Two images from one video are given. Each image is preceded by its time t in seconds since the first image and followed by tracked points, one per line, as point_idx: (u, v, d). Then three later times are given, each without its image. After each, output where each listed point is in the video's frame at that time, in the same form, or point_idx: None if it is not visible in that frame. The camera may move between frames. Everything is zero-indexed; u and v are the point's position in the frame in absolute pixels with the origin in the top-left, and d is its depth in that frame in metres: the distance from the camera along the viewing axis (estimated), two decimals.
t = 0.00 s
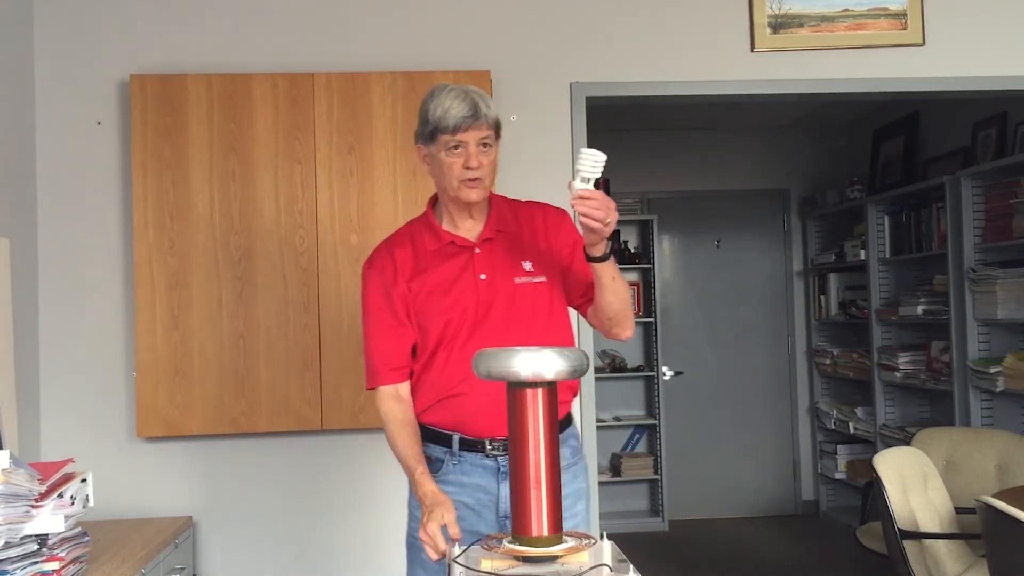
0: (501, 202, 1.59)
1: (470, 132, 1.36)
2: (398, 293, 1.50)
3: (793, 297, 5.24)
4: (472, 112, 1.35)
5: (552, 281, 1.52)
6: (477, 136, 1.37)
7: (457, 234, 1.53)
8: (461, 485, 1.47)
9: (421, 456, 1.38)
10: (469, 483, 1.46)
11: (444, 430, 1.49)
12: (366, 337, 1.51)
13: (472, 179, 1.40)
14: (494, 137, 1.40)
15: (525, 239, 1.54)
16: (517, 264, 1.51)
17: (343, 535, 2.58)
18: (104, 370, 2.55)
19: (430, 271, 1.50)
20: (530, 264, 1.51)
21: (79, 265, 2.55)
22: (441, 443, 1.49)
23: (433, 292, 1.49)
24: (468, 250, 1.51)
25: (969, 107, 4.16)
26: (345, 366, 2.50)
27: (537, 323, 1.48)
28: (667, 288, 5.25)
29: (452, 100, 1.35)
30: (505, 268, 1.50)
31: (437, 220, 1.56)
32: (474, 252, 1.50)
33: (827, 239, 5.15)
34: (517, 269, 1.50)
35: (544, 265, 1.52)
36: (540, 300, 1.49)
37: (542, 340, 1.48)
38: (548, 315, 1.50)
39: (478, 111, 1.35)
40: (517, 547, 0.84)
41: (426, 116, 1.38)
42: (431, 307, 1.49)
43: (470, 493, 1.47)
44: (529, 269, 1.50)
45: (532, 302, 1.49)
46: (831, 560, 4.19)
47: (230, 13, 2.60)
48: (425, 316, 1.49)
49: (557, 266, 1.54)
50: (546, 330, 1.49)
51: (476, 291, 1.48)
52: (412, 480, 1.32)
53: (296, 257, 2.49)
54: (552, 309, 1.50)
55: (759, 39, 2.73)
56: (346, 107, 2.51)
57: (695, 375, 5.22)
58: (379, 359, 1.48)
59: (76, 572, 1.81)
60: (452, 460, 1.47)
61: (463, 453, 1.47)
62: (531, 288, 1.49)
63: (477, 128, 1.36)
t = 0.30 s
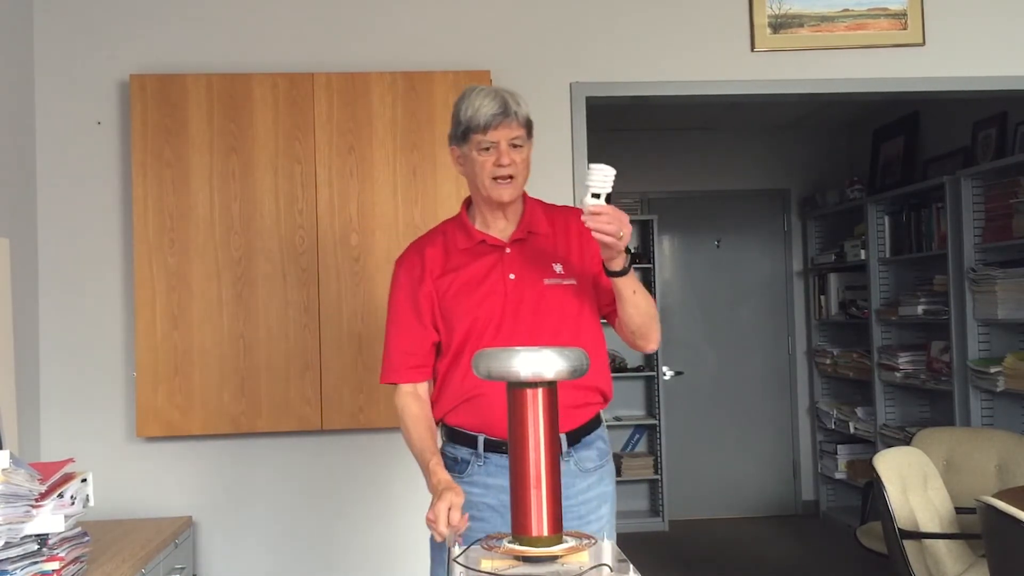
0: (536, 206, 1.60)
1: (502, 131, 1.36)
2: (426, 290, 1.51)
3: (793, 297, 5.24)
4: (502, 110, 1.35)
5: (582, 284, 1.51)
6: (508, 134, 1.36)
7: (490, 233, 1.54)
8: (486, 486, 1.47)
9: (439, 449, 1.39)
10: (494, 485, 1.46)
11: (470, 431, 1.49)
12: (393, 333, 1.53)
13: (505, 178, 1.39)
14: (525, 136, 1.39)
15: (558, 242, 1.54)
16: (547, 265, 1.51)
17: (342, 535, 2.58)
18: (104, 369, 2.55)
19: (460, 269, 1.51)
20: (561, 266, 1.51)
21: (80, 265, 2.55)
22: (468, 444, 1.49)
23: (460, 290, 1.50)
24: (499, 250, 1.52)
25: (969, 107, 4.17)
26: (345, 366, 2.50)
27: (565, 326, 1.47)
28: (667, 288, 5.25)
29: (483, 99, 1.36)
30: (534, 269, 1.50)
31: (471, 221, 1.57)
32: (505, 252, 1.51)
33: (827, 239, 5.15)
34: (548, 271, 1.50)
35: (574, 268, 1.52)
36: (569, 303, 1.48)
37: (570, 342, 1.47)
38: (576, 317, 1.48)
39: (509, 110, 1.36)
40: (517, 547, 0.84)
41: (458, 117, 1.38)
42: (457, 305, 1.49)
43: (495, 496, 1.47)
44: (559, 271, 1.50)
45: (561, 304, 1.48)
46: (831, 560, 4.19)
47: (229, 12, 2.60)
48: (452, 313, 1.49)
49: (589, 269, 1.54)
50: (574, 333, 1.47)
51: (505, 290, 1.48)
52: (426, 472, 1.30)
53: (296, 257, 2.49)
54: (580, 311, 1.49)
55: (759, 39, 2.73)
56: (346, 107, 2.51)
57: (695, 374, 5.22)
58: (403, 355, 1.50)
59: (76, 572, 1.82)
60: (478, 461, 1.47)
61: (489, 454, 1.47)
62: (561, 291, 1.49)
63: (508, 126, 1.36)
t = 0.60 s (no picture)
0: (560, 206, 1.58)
1: (524, 131, 1.36)
2: (441, 287, 1.54)
3: (793, 297, 5.25)
4: (526, 110, 1.35)
5: (602, 287, 1.49)
6: (530, 134, 1.36)
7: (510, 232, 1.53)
8: (499, 488, 1.46)
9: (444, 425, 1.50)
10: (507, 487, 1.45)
11: (483, 431, 1.48)
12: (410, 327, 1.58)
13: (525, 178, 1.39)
14: (549, 137, 1.39)
15: (578, 243, 1.52)
16: (565, 266, 1.49)
17: (343, 535, 2.58)
18: (104, 369, 2.55)
19: (478, 267, 1.52)
20: (579, 268, 1.49)
21: (81, 265, 2.55)
22: (481, 445, 1.48)
23: (474, 288, 1.50)
24: (517, 249, 1.51)
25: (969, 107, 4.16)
26: (345, 366, 2.50)
27: (579, 329, 1.45)
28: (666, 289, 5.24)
29: (509, 98, 1.36)
30: (552, 270, 1.48)
31: (494, 218, 1.57)
32: (523, 251, 1.49)
33: (827, 238, 5.15)
34: (565, 272, 1.48)
35: (594, 270, 1.49)
36: (585, 306, 1.46)
37: (584, 345, 1.45)
38: (592, 320, 1.46)
39: (534, 110, 1.35)
40: (517, 547, 0.84)
41: (484, 114, 1.39)
42: (471, 303, 1.49)
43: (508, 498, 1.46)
44: (577, 273, 1.48)
45: (575, 306, 1.46)
46: (832, 560, 4.19)
47: (229, 12, 2.59)
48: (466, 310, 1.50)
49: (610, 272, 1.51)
50: (590, 336, 1.46)
51: (519, 289, 1.47)
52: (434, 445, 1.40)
53: (296, 257, 2.49)
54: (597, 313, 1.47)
55: (759, 39, 2.73)
56: (346, 106, 2.51)
57: (695, 374, 5.22)
58: (416, 349, 1.56)
59: (76, 572, 1.81)
60: (491, 462, 1.47)
61: (501, 455, 1.46)
62: (576, 292, 1.47)
63: (531, 126, 1.36)
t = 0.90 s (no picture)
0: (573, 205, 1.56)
1: (527, 134, 1.36)
2: (450, 282, 1.55)
3: (793, 297, 5.25)
4: (530, 113, 1.35)
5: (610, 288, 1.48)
6: (534, 138, 1.36)
7: (521, 230, 1.53)
8: (499, 487, 1.47)
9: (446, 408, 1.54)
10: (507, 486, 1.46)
11: (486, 431, 1.48)
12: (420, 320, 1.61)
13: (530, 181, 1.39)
14: (556, 139, 1.38)
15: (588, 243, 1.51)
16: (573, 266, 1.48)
17: (345, 535, 2.58)
18: (104, 369, 2.55)
19: (488, 263, 1.52)
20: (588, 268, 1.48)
21: (81, 265, 2.55)
22: (483, 443, 1.48)
23: (482, 284, 1.51)
24: (526, 246, 1.50)
25: (969, 107, 4.16)
26: (344, 365, 2.50)
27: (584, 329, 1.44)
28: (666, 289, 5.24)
29: (515, 100, 1.36)
30: (561, 268, 1.47)
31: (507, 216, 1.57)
32: (532, 249, 1.49)
33: (827, 239, 5.15)
34: (573, 271, 1.47)
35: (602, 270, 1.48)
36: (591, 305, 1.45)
37: (587, 345, 1.44)
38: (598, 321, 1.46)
39: (537, 113, 1.35)
40: (517, 547, 0.84)
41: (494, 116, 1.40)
42: (477, 299, 1.50)
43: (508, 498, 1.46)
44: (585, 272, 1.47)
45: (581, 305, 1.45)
46: (832, 560, 4.18)
47: (229, 12, 2.59)
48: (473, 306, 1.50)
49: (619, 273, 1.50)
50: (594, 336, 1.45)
51: (527, 288, 1.47)
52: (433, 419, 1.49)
53: (295, 257, 2.49)
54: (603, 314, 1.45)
55: (759, 38, 2.73)
56: (346, 106, 2.51)
57: (695, 374, 5.22)
58: (424, 342, 1.59)
59: (76, 572, 1.82)
60: (492, 461, 1.47)
61: (503, 454, 1.46)
62: (583, 291, 1.46)
63: (535, 129, 1.36)
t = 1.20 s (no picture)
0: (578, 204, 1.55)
1: (531, 139, 1.35)
2: (454, 279, 1.55)
3: (793, 297, 5.25)
4: (534, 119, 1.34)
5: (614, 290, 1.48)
6: (537, 144, 1.36)
7: (526, 229, 1.52)
8: (500, 487, 1.46)
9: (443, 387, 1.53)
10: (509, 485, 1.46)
11: (487, 430, 1.48)
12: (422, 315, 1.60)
13: (534, 186, 1.40)
14: (560, 143, 1.37)
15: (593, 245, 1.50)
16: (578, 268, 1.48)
17: (345, 535, 2.58)
18: (104, 369, 2.55)
19: (492, 262, 1.51)
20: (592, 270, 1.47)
21: (81, 265, 2.55)
22: (484, 443, 1.48)
23: (486, 282, 1.50)
24: (531, 247, 1.49)
25: (970, 107, 4.16)
26: (345, 366, 2.50)
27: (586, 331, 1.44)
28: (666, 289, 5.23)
29: (519, 105, 1.36)
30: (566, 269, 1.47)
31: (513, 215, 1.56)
32: (536, 250, 1.48)
33: (827, 239, 5.15)
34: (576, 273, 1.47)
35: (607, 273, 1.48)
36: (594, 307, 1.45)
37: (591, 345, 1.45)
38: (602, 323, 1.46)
39: (541, 118, 1.34)
40: (517, 547, 0.84)
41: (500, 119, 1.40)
42: (482, 297, 1.49)
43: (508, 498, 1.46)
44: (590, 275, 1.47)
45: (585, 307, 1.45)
46: (832, 560, 4.18)
47: (229, 13, 2.60)
48: (476, 305, 1.50)
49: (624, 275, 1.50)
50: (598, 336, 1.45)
51: (530, 289, 1.46)
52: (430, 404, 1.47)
53: (296, 257, 2.49)
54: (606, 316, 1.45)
55: (759, 38, 2.73)
56: (346, 107, 2.51)
57: (695, 374, 5.22)
58: (423, 337, 1.58)
59: (76, 572, 1.82)
60: (493, 460, 1.47)
61: (504, 454, 1.46)
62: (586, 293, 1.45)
63: (538, 135, 1.35)
